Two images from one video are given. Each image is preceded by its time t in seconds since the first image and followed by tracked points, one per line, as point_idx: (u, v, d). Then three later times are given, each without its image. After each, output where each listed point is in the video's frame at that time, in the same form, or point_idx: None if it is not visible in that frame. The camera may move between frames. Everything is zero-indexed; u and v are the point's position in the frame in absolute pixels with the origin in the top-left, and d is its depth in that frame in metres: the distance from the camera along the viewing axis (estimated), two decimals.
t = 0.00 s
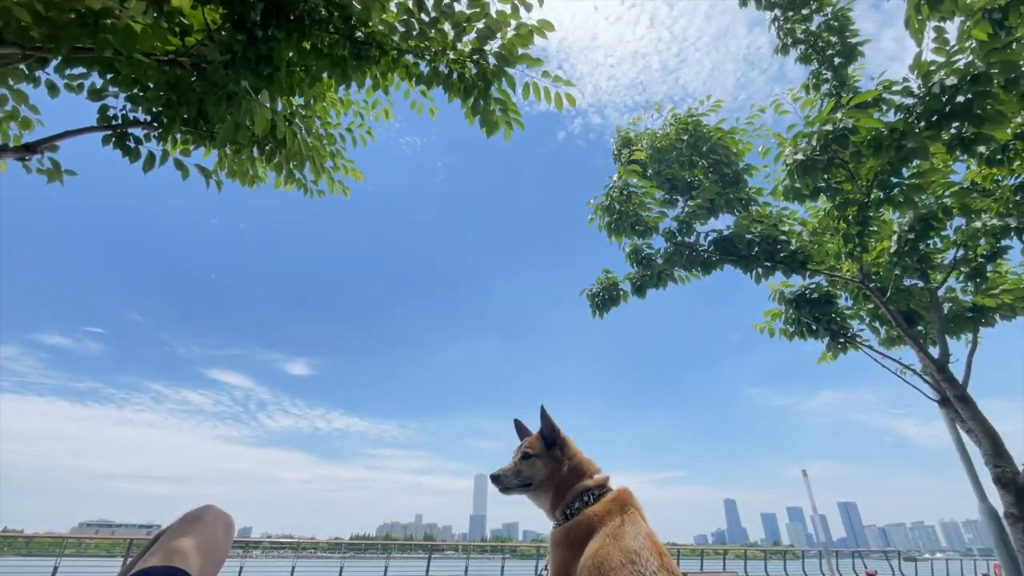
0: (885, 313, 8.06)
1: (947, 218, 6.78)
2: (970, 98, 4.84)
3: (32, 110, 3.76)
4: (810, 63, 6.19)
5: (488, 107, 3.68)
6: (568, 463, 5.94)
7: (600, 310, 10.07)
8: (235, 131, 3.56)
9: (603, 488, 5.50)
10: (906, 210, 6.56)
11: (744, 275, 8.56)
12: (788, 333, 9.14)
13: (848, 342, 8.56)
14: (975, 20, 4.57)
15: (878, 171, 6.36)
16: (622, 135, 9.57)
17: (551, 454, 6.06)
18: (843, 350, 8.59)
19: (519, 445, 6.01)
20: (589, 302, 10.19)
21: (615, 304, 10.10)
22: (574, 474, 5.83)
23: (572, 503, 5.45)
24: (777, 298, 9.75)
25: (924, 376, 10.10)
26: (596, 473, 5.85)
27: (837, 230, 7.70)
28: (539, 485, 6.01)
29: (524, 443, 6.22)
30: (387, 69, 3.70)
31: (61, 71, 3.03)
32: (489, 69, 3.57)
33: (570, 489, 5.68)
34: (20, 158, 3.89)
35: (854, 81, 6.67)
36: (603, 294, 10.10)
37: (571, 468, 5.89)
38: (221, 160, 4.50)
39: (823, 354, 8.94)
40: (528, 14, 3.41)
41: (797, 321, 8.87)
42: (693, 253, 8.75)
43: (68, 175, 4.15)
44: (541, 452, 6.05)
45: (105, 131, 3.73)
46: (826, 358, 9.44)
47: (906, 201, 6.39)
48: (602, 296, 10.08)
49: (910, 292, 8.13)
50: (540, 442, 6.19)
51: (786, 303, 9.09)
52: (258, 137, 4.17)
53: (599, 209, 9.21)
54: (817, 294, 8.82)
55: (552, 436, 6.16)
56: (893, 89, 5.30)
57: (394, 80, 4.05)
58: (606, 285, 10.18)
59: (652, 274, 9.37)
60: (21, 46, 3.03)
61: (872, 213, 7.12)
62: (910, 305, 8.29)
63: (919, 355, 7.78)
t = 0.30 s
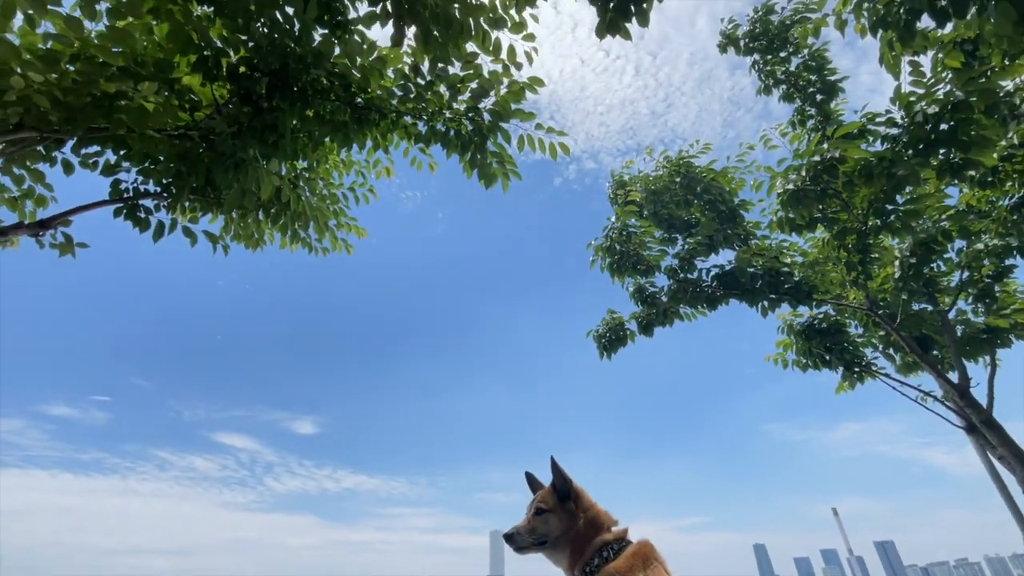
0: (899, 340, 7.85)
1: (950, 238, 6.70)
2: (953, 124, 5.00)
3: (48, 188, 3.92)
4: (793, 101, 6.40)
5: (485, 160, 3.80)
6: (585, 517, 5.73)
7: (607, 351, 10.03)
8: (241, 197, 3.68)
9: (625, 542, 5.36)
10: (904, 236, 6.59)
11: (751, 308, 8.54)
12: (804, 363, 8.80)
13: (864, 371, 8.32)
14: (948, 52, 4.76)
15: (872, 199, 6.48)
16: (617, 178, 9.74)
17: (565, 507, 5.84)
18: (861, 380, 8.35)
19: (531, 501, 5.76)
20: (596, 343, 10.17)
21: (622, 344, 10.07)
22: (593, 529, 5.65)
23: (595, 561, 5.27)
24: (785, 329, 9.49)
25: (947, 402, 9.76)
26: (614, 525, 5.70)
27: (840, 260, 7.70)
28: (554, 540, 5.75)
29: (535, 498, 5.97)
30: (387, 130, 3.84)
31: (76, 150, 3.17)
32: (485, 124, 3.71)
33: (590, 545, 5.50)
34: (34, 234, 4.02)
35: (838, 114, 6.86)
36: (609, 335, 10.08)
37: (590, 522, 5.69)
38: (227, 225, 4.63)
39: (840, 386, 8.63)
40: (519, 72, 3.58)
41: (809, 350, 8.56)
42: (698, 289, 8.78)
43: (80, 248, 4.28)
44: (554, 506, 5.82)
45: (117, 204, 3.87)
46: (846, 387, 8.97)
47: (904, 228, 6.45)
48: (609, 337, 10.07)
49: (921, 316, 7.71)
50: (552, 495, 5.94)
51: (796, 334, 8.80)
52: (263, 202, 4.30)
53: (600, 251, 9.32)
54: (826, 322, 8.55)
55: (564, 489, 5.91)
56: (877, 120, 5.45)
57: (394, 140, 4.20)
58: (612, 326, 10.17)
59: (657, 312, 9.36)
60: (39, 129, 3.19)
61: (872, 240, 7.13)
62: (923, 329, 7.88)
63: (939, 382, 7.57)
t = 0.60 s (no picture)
0: (919, 359, 7.56)
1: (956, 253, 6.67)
2: (941, 143, 5.09)
3: (63, 270, 4.03)
4: (781, 132, 6.56)
5: (485, 213, 3.89)
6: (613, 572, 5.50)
7: (622, 392, 9.92)
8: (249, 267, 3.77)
9: None
10: (907, 254, 6.62)
11: (764, 338, 8.47)
12: (826, 391, 8.67)
13: (889, 396, 8.05)
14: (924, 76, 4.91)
15: (872, 221, 6.48)
16: (616, 219, 9.88)
17: (590, 566, 5.60)
18: (886, 405, 8.05)
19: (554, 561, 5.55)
20: (610, 385, 10.07)
21: (637, 383, 9.96)
22: None
23: None
24: (802, 356, 9.40)
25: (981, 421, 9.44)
26: None
27: (848, 282, 7.66)
28: None
29: (559, 558, 5.75)
30: (389, 191, 3.95)
31: (92, 232, 3.27)
32: (482, 179, 3.82)
33: None
34: (49, 316, 4.10)
35: (827, 142, 6.99)
36: (623, 375, 9.99)
37: None
38: (236, 293, 4.71)
39: (865, 413, 8.45)
40: (513, 127, 3.71)
41: (830, 378, 8.47)
42: (708, 322, 8.75)
43: (94, 327, 4.36)
44: (579, 564, 5.61)
45: (130, 281, 3.96)
46: (871, 413, 8.77)
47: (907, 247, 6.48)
48: (623, 377, 9.97)
49: (939, 333, 7.53)
50: (576, 553, 5.74)
51: (813, 361, 8.71)
52: (271, 268, 4.39)
53: (606, 292, 9.35)
54: (843, 347, 8.44)
55: (588, 546, 5.71)
56: (865, 144, 5.56)
57: (396, 199, 4.31)
58: (624, 366, 10.08)
59: (669, 348, 9.30)
60: (56, 216, 3.32)
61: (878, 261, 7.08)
62: (943, 346, 7.65)
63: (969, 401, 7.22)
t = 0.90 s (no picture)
0: (948, 369, 7.30)
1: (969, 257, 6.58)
2: (932, 153, 5.14)
3: (81, 358, 4.09)
4: (772, 156, 6.67)
5: (490, 263, 3.94)
6: None
7: (647, 431, 9.72)
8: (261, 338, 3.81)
9: None
10: (918, 263, 6.57)
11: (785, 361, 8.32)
12: (857, 412, 8.43)
13: (924, 410, 7.77)
14: (906, 89, 5.00)
15: (877, 234, 6.46)
16: (621, 256, 9.95)
17: None
18: (923, 421, 7.76)
19: None
20: (634, 425, 9.89)
21: (661, 421, 9.77)
22: None
23: None
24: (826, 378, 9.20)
25: None
26: None
27: (862, 297, 7.57)
28: None
29: None
30: (394, 251, 4.00)
31: (108, 318, 3.33)
32: (484, 231, 3.89)
33: None
34: (68, 405, 4.13)
35: (820, 161, 7.07)
36: (645, 414, 9.81)
37: None
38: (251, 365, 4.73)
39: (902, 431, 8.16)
40: (509, 178, 3.80)
41: (859, 398, 8.27)
42: (726, 351, 8.66)
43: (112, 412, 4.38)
44: None
45: (146, 362, 4.00)
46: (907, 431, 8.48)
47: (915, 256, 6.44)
48: (645, 416, 9.79)
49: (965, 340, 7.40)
50: None
51: (840, 381, 8.53)
52: (283, 336, 4.43)
53: (618, 329, 9.33)
54: (867, 364, 8.26)
55: None
56: (857, 160, 5.63)
57: (401, 258, 4.38)
58: (646, 404, 9.91)
59: (689, 381, 9.16)
60: (74, 305, 3.36)
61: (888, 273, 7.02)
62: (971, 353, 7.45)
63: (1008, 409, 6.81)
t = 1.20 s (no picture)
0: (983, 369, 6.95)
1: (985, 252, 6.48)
2: (926, 155, 5.17)
3: (103, 451, 4.10)
4: (767, 173, 6.73)
5: (500, 310, 3.96)
6: None
7: (681, 465, 9.49)
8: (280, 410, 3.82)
9: None
10: (933, 264, 6.50)
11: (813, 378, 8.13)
12: (898, 422, 8.16)
13: (968, 414, 7.47)
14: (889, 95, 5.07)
15: (885, 240, 6.43)
16: (631, 288, 9.94)
17: None
18: (968, 425, 7.47)
19: None
20: (667, 461, 9.66)
21: (694, 454, 9.53)
22: None
23: None
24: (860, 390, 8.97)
25: None
26: None
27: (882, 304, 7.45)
28: None
29: None
30: (406, 309, 4.03)
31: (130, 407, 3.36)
32: (491, 280, 3.93)
33: None
34: (93, 500, 4.11)
35: (817, 174, 7.11)
36: (677, 448, 9.58)
37: None
38: (273, 440, 4.72)
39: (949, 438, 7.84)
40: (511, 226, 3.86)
41: (897, 409, 8.06)
42: (751, 373, 8.52)
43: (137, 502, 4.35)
44: None
45: (168, 448, 4.00)
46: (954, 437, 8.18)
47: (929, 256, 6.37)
48: (677, 450, 9.56)
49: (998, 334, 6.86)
50: None
51: (874, 393, 8.33)
52: (303, 406, 4.43)
53: (638, 363, 9.25)
54: (899, 371, 8.06)
55: None
56: (852, 169, 5.67)
57: (412, 315, 4.41)
58: (675, 438, 9.69)
59: (717, 409, 8.98)
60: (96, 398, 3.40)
61: (905, 277, 6.80)
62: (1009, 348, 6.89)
63: None
